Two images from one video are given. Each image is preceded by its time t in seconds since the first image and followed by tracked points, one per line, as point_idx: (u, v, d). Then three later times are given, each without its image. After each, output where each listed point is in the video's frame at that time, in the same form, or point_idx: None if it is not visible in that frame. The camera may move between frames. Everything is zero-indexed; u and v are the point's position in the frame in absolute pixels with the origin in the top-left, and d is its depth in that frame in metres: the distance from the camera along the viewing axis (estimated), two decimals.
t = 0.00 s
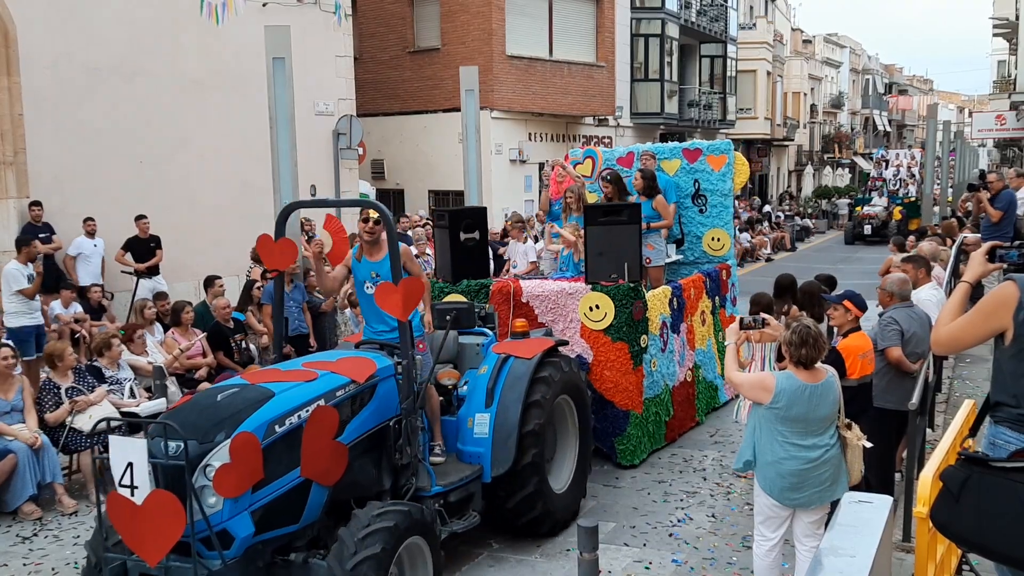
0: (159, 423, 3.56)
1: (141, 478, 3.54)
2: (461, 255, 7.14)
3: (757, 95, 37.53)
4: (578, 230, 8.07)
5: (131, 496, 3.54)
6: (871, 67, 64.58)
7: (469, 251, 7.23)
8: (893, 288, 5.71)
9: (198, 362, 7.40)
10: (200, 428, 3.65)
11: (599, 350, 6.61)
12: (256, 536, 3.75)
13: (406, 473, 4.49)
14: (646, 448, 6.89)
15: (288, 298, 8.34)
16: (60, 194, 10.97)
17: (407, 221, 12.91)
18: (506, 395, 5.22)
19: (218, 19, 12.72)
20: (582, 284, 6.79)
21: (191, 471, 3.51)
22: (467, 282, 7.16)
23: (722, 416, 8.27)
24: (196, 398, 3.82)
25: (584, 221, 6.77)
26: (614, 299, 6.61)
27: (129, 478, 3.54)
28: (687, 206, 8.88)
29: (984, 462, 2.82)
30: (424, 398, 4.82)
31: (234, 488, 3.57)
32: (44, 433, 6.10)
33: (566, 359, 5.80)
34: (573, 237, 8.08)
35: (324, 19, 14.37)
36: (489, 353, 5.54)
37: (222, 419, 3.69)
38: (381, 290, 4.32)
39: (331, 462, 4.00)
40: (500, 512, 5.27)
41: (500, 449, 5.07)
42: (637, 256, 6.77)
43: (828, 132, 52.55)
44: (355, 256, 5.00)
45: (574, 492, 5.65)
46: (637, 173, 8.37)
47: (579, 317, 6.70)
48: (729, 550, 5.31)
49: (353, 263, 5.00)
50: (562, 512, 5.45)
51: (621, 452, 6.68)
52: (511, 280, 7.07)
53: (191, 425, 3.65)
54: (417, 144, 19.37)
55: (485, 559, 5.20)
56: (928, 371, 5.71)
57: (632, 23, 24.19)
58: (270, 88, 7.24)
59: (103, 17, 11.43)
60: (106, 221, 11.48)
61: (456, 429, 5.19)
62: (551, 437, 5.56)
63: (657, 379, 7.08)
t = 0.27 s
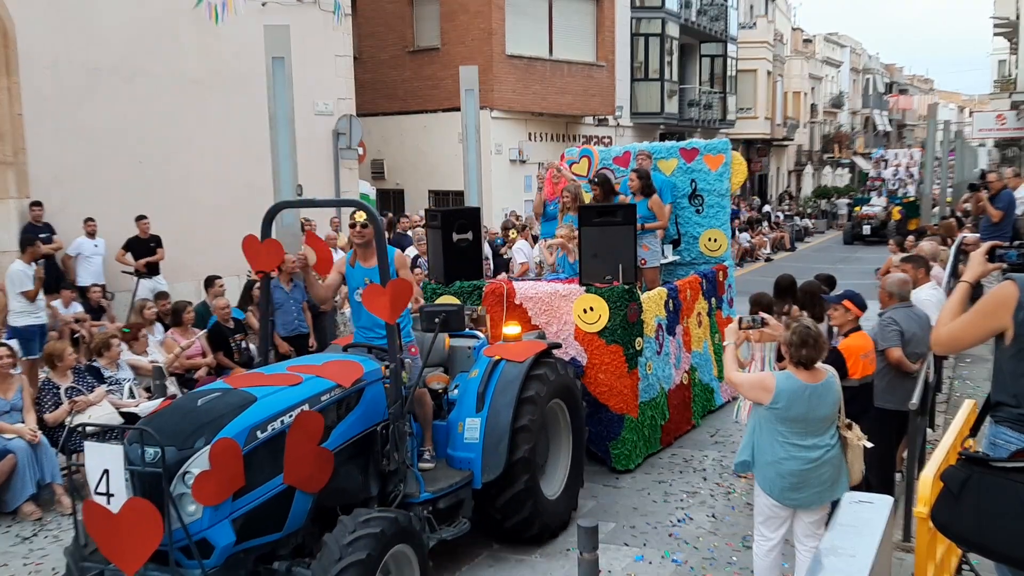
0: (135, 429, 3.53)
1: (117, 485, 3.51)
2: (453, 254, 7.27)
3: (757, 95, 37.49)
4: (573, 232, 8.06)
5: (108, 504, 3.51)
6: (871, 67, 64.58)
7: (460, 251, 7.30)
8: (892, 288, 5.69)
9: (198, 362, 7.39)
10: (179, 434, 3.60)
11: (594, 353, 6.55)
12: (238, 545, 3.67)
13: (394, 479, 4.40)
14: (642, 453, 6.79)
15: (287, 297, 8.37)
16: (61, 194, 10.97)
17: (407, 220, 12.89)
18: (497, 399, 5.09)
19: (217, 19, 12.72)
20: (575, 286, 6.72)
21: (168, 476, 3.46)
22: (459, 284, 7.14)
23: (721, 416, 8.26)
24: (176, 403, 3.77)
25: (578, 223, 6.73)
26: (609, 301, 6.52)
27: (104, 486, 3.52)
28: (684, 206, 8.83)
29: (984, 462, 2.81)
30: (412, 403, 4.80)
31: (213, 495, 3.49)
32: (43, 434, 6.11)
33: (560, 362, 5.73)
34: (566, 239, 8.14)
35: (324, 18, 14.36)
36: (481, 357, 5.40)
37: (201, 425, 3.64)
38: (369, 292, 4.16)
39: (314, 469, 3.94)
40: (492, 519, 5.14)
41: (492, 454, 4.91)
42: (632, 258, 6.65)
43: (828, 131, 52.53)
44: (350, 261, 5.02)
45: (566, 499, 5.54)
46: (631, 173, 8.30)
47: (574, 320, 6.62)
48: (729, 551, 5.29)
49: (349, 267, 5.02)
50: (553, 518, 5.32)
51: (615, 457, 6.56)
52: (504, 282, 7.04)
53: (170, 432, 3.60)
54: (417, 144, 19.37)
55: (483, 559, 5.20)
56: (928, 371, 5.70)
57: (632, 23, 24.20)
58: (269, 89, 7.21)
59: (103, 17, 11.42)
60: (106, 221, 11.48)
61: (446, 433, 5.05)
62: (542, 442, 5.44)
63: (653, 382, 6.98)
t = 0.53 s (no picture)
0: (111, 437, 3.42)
1: (92, 494, 3.42)
2: (445, 255, 7.08)
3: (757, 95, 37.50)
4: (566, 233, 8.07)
5: (83, 514, 3.42)
6: (871, 67, 64.59)
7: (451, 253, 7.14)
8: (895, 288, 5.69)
9: (198, 362, 7.38)
10: (157, 440, 3.49)
11: (587, 355, 6.44)
12: (218, 555, 3.58)
13: (381, 486, 4.30)
14: (637, 457, 6.69)
15: (287, 297, 8.40)
16: (61, 194, 10.98)
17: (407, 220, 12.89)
18: (488, 402, 5.02)
19: (218, 19, 12.72)
20: (569, 287, 6.63)
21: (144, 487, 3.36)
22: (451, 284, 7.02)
23: (721, 416, 8.26)
24: (155, 409, 3.67)
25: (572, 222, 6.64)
26: (602, 302, 6.44)
27: (80, 495, 3.43)
28: (680, 206, 8.69)
29: (984, 461, 2.82)
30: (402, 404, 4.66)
31: (192, 506, 3.40)
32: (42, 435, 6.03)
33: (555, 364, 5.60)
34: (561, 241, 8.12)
35: (324, 19, 14.36)
36: (471, 360, 5.30)
37: (179, 432, 3.53)
38: (355, 293, 4.12)
39: (298, 476, 3.84)
40: (483, 526, 5.06)
41: (482, 458, 4.84)
42: (626, 258, 6.56)
43: (828, 132, 52.55)
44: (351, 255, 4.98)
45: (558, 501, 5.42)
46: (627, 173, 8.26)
47: (567, 321, 6.54)
48: (730, 551, 5.30)
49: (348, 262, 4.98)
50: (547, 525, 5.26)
51: (610, 461, 6.46)
52: (497, 283, 6.94)
53: (148, 440, 3.50)
54: (417, 144, 19.37)
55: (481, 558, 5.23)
56: (928, 371, 5.70)
57: (632, 23, 24.20)
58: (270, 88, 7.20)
59: (103, 18, 11.42)
60: (106, 221, 11.49)
61: (437, 438, 4.97)
62: (535, 446, 5.28)
63: (648, 385, 6.87)
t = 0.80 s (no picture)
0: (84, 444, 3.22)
1: (65, 505, 3.22)
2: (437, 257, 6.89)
3: (757, 95, 37.48)
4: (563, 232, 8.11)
5: (56, 525, 3.22)
6: (871, 67, 64.60)
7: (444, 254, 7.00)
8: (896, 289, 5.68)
9: (199, 362, 7.39)
10: (136, 447, 3.31)
11: (581, 358, 6.26)
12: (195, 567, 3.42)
13: (367, 495, 4.10)
14: (631, 460, 6.57)
15: (287, 297, 8.43)
16: (60, 194, 10.98)
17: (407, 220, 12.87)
18: (478, 408, 4.83)
19: (218, 19, 12.70)
20: (563, 289, 6.45)
21: (119, 497, 3.19)
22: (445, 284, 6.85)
23: (721, 416, 8.24)
24: (133, 415, 3.47)
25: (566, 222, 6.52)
26: (596, 305, 6.27)
27: (52, 506, 3.23)
28: (676, 206, 8.58)
29: (984, 460, 2.81)
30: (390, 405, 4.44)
31: (171, 517, 3.24)
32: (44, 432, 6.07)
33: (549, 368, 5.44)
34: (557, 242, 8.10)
35: (324, 19, 14.33)
36: (464, 364, 5.06)
37: (157, 438, 3.34)
38: (342, 296, 3.83)
39: (283, 484, 3.69)
40: (474, 536, 4.90)
41: (471, 465, 4.65)
42: (621, 260, 6.44)
43: (828, 132, 52.54)
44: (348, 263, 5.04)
45: (549, 507, 5.29)
46: (624, 172, 8.25)
47: (560, 324, 6.37)
48: (733, 552, 5.28)
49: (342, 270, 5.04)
50: (539, 535, 5.12)
51: (604, 465, 6.35)
52: (489, 284, 6.70)
53: (124, 446, 3.31)
54: (417, 144, 19.37)
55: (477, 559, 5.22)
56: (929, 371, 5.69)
57: (632, 24, 24.21)
58: (269, 87, 7.16)
59: (103, 17, 11.41)
60: (106, 220, 11.49)
61: (426, 443, 4.77)
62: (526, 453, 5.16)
63: (643, 388, 6.73)
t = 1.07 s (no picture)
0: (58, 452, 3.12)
1: (39, 515, 3.12)
2: (430, 256, 6.92)
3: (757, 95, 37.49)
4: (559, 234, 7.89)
5: (28, 536, 3.12)
6: (871, 67, 64.62)
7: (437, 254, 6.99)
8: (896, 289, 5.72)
9: (198, 362, 7.42)
10: (112, 455, 3.21)
11: (575, 361, 6.25)
12: None
13: (353, 502, 4.06)
14: (627, 465, 6.52)
15: (287, 297, 8.44)
16: (61, 194, 11.00)
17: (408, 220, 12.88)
18: (468, 412, 4.76)
19: (217, 19, 12.71)
20: (556, 291, 6.45)
21: (93, 507, 3.09)
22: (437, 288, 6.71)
23: (719, 416, 8.25)
24: (110, 423, 3.37)
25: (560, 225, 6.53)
26: (591, 307, 6.25)
27: (25, 516, 3.13)
28: (673, 207, 8.56)
29: (983, 460, 2.83)
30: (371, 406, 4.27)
31: (147, 527, 3.14)
32: (43, 433, 6.06)
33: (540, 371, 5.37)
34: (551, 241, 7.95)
35: (324, 19, 14.34)
36: (453, 367, 5.05)
37: (134, 447, 3.25)
38: (328, 299, 3.79)
39: (264, 493, 3.62)
40: (464, 544, 4.82)
41: (462, 471, 4.60)
42: (616, 261, 6.43)
43: (828, 132, 52.57)
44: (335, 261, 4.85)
45: (543, 513, 5.22)
46: (617, 172, 7.95)
47: (555, 326, 6.35)
48: (733, 551, 5.30)
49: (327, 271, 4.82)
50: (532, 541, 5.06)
51: (599, 470, 6.27)
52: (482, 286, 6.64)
53: (100, 454, 3.22)
54: (417, 144, 19.38)
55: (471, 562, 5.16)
56: (928, 370, 5.72)
57: (632, 23, 24.22)
58: (270, 87, 7.19)
59: (103, 17, 11.42)
60: (106, 221, 11.51)
61: (415, 449, 4.70)
62: (520, 457, 5.12)
63: (639, 392, 6.72)
